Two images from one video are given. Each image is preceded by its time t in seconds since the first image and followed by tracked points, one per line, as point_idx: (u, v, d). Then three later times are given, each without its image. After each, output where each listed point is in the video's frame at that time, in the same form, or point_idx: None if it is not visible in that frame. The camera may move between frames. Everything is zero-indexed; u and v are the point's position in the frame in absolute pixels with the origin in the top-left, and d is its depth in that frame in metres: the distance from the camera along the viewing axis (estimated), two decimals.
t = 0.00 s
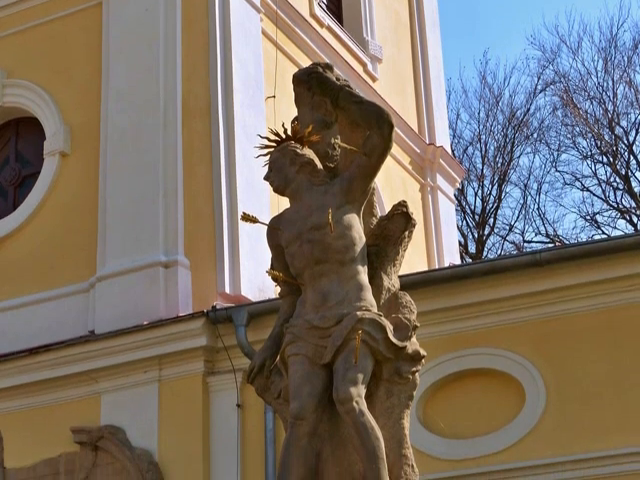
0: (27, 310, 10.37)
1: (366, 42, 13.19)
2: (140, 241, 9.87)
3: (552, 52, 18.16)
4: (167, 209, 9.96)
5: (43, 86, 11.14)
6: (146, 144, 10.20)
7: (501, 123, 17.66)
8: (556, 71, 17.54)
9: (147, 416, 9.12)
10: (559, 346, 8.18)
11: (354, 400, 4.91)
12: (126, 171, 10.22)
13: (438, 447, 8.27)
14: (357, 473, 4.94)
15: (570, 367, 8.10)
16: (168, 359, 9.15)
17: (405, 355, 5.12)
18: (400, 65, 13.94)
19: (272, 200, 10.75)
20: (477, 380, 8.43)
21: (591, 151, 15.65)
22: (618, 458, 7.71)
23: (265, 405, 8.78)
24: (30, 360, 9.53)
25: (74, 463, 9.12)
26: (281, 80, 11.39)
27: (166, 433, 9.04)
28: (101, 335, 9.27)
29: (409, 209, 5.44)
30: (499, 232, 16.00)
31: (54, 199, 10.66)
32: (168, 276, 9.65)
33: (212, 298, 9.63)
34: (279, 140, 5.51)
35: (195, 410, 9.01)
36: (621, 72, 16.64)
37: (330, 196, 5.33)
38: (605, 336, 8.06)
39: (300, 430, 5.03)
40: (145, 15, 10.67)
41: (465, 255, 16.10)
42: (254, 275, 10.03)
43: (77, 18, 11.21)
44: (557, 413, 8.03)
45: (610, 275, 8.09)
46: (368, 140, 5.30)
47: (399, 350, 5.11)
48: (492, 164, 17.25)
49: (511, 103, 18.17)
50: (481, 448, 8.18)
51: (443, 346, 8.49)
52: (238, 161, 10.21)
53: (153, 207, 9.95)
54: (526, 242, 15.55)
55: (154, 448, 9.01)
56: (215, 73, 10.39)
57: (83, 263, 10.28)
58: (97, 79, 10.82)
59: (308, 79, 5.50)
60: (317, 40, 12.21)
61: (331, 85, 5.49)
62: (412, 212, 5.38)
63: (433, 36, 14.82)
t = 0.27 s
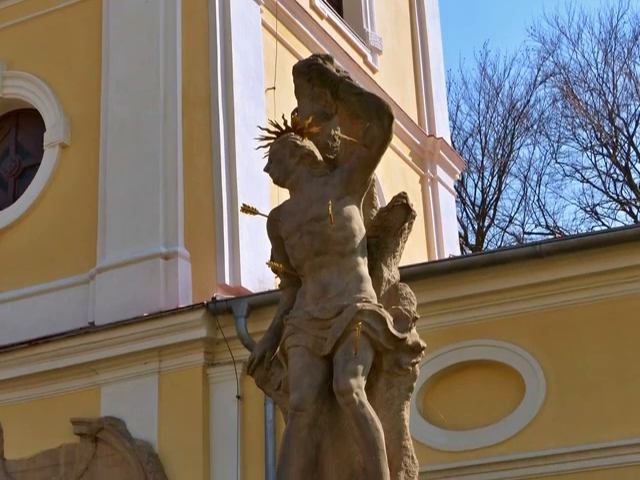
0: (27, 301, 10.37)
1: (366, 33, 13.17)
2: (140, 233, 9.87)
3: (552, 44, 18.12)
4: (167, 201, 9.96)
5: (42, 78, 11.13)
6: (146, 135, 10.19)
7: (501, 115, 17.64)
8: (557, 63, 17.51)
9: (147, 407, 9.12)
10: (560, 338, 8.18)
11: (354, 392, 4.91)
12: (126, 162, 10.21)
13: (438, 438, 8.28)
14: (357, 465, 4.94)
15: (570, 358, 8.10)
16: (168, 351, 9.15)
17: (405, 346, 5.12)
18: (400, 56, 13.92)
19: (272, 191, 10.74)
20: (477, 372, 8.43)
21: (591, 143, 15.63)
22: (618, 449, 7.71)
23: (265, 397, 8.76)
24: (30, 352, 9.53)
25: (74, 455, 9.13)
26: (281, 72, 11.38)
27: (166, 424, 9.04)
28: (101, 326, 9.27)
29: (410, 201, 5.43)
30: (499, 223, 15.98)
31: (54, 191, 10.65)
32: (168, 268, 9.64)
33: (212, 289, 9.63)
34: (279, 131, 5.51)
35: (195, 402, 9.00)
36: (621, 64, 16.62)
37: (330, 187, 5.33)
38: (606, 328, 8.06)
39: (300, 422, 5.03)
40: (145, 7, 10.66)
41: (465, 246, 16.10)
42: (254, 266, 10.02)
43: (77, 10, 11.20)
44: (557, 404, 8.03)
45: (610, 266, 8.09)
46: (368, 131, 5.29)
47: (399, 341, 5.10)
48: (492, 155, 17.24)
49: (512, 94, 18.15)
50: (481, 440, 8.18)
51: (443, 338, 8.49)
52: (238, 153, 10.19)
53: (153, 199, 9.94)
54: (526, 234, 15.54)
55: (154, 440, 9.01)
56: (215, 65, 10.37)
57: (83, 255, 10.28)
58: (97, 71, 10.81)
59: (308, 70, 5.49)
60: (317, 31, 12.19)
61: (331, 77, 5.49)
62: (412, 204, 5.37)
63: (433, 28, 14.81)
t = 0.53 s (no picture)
0: (27, 293, 10.37)
1: (366, 25, 13.15)
2: (140, 224, 9.86)
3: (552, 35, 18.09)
4: (168, 193, 9.95)
5: (42, 69, 11.11)
6: (146, 127, 10.19)
7: (501, 107, 17.62)
8: (556, 54, 17.48)
9: (147, 399, 9.12)
10: (560, 329, 8.18)
11: (354, 383, 4.91)
12: (126, 154, 10.20)
13: (438, 430, 8.28)
14: (357, 456, 4.94)
15: (570, 350, 8.10)
16: (168, 342, 9.16)
17: (405, 338, 5.12)
18: (400, 48, 13.89)
19: (272, 182, 10.73)
20: (477, 363, 8.43)
21: (591, 134, 15.61)
22: (618, 440, 7.71)
23: (265, 389, 8.77)
24: (30, 343, 9.53)
25: (75, 447, 9.13)
26: (281, 64, 11.36)
27: (166, 416, 9.04)
28: (101, 318, 9.27)
29: (410, 192, 5.43)
30: (499, 215, 15.97)
31: (54, 183, 10.64)
32: (168, 260, 9.64)
33: (212, 281, 9.62)
34: (279, 123, 5.49)
35: (195, 394, 9.00)
36: (621, 55, 16.59)
37: (330, 179, 5.32)
38: (606, 319, 8.06)
39: (300, 414, 5.02)
40: None
41: (465, 238, 16.09)
42: (254, 258, 10.02)
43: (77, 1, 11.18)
44: (557, 396, 8.03)
45: (610, 258, 8.08)
46: (368, 122, 5.28)
47: (399, 333, 5.10)
48: (492, 147, 17.23)
49: (511, 86, 18.12)
50: (481, 431, 8.18)
51: (443, 329, 8.49)
52: (238, 144, 10.18)
53: (153, 191, 9.94)
54: (526, 225, 15.53)
55: (154, 432, 9.01)
56: (215, 56, 10.34)
57: (83, 246, 10.27)
58: (97, 62, 10.79)
59: (308, 62, 5.49)
60: (317, 23, 12.17)
61: (330, 68, 5.48)
62: (412, 195, 5.37)
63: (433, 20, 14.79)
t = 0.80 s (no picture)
0: (26, 285, 10.37)
1: (366, 16, 13.13)
2: (140, 216, 9.85)
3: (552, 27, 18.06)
4: (167, 184, 9.94)
5: (42, 60, 11.09)
6: (146, 118, 10.17)
7: (501, 98, 17.60)
8: (557, 46, 17.45)
9: (147, 390, 9.12)
10: (560, 321, 8.17)
11: (354, 375, 4.90)
12: (126, 146, 10.18)
13: (438, 422, 8.28)
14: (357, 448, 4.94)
15: (570, 342, 8.10)
16: (168, 334, 9.15)
17: (405, 329, 5.11)
18: (400, 40, 13.87)
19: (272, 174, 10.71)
20: (478, 355, 8.42)
21: (591, 126, 15.59)
22: (618, 432, 7.72)
23: (265, 380, 8.77)
24: (30, 335, 9.53)
25: (75, 438, 9.14)
26: (281, 55, 11.34)
27: (166, 407, 9.04)
28: (101, 309, 9.26)
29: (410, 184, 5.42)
30: (499, 207, 15.95)
31: (54, 174, 10.63)
32: (168, 251, 9.63)
33: (212, 272, 9.62)
34: (279, 115, 5.47)
35: (195, 386, 9.00)
36: (621, 47, 16.57)
37: (330, 170, 5.31)
38: (606, 311, 8.06)
39: (300, 405, 5.02)
40: None
41: (465, 229, 16.08)
42: (254, 250, 10.01)
43: None
44: (557, 387, 8.03)
45: (611, 249, 8.08)
46: (368, 114, 5.27)
47: (399, 324, 5.10)
48: (492, 138, 17.21)
49: (511, 77, 18.09)
50: (481, 423, 8.18)
51: (443, 320, 8.49)
52: (238, 136, 10.16)
53: (153, 182, 9.93)
54: (526, 217, 15.52)
55: (154, 423, 9.01)
56: (215, 48, 10.33)
57: (83, 238, 10.26)
58: (97, 54, 10.77)
59: (307, 54, 5.47)
60: (317, 14, 12.14)
61: (330, 60, 5.46)
62: (412, 187, 5.36)
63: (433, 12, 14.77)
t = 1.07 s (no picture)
0: (26, 276, 10.37)
1: (366, 8, 13.11)
2: (140, 207, 9.84)
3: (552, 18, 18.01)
4: (167, 175, 9.93)
5: (41, 52, 11.08)
6: (146, 110, 10.16)
7: (501, 89, 17.57)
8: (557, 37, 17.42)
9: (147, 382, 9.12)
10: (560, 312, 8.18)
11: (354, 366, 4.90)
12: (126, 137, 10.17)
13: (438, 413, 8.28)
14: (358, 439, 4.94)
15: (570, 333, 8.10)
16: (168, 325, 9.16)
17: (405, 321, 5.11)
18: (400, 32, 13.85)
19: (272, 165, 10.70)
20: (478, 346, 8.43)
21: (591, 117, 15.57)
22: (618, 423, 7.72)
23: (265, 372, 8.77)
24: (30, 326, 9.53)
25: (75, 430, 9.14)
26: (281, 47, 11.32)
27: (166, 399, 9.04)
28: (101, 300, 9.26)
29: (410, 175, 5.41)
30: (499, 198, 15.94)
31: (54, 166, 10.62)
32: (168, 243, 9.63)
33: (212, 264, 9.61)
34: (279, 106, 5.47)
35: (195, 377, 9.00)
36: (620, 38, 16.54)
37: (330, 162, 5.30)
38: (606, 302, 8.06)
39: (300, 397, 5.02)
40: None
41: (465, 220, 16.07)
42: (254, 241, 10.00)
43: None
44: (557, 379, 8.03)
45: (611, 241, 8.08)
46: (368, 105, 5.26)
47: (398, 315, 5.10)
48: (492, 129, 17.19)
49: (511, 68, 18.07)
50: (481, 414, 8.17)
51: (443, 312, 8.49)
52: (238, 127, 10.15)
53: (153, 173, 9.92)
54: (527, 208, 15.51)
55: (154, 415, 9.01)
56: (215, 40, 10.31)
57: (83, 230, 10.26)
58: (97, 45, 10.76)
59: (308, 45, 5.45)
60: (317, 5, 12.11)
61: (331, 51, 5.45)
62: (412, 178, 5.35)
63: (433, 3, 14.74)
